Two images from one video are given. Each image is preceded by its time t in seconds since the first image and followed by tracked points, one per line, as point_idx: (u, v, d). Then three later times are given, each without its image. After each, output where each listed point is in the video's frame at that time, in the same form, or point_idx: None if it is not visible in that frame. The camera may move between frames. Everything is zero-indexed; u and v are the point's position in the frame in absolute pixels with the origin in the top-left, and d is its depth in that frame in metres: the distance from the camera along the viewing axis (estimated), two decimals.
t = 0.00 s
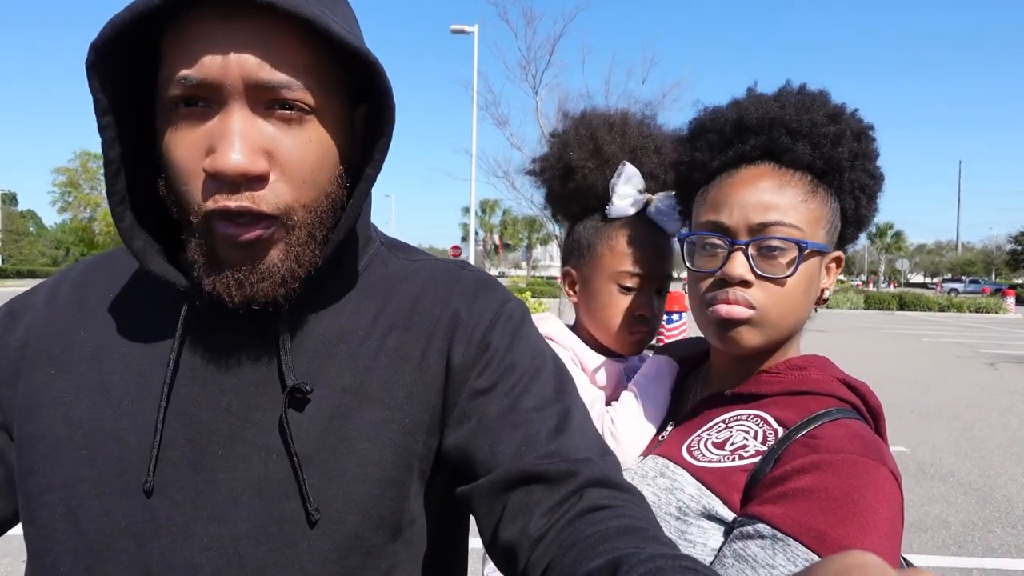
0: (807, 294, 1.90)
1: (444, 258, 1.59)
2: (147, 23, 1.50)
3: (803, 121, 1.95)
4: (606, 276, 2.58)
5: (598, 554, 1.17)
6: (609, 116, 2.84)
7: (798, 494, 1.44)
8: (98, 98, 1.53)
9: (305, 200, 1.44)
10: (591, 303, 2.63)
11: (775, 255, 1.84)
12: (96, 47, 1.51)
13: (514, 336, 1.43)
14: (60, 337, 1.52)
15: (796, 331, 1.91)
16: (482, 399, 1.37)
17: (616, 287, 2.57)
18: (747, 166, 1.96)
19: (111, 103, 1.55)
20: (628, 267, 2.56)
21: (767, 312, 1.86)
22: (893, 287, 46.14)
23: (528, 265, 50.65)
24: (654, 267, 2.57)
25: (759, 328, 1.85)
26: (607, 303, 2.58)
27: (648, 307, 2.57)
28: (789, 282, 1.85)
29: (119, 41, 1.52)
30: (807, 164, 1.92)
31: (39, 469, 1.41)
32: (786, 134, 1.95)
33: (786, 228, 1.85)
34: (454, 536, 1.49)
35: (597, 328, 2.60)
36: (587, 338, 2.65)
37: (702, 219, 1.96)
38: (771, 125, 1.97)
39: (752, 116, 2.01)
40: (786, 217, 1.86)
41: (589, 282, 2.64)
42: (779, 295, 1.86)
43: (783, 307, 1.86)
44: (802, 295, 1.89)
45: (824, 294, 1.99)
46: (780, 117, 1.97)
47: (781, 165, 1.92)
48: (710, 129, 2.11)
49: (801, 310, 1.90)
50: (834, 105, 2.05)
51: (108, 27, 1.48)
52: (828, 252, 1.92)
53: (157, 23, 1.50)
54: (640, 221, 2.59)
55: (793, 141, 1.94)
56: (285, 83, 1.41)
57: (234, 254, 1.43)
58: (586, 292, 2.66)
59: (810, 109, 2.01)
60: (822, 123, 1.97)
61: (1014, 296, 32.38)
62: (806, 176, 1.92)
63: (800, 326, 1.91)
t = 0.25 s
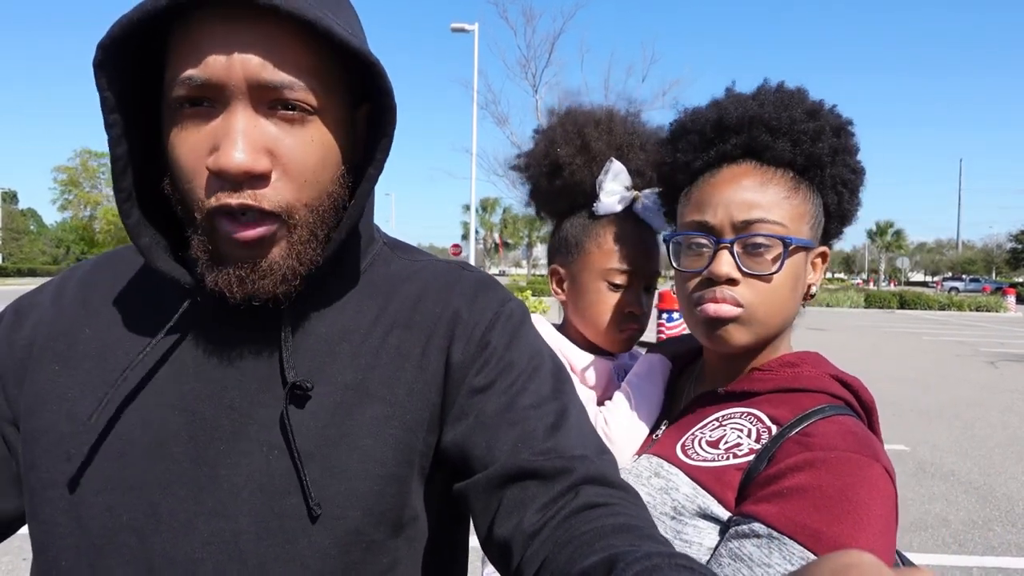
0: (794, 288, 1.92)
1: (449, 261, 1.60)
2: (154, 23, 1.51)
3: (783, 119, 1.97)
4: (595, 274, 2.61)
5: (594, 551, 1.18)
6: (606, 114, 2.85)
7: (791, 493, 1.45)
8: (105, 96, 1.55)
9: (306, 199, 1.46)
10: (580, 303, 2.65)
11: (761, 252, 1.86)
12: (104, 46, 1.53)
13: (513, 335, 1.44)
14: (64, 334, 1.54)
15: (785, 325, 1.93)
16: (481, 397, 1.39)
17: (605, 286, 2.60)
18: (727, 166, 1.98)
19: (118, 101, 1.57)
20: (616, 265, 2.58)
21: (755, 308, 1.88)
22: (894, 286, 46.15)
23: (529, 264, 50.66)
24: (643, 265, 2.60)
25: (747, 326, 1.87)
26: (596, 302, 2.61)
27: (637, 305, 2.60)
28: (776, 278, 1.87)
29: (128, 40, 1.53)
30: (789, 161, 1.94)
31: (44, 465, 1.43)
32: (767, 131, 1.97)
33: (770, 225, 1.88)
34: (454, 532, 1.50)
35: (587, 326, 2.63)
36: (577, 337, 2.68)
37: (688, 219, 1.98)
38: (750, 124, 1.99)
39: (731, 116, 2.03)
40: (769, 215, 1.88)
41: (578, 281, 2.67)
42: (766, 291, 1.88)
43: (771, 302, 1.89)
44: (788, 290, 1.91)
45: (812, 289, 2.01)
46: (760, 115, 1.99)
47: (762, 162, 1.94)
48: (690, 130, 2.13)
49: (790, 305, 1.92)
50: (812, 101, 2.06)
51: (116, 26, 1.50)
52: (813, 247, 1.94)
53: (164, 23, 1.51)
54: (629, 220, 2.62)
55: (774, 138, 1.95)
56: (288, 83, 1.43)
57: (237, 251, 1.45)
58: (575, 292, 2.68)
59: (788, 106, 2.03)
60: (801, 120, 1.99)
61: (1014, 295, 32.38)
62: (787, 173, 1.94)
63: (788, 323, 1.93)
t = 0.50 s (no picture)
0: (802, 289, 1.92)
1: (447, 262, 1.60)
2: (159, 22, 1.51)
3: (789, 118, 1.97)
4: (591, 277, 2.63)
5: (590, 550, 1.18)
6: (603, 113, 2.85)
7: (796, 500, 1.45)
8: (107, 93, 1.55)
9: (309, 198, 1.46)
10: (579, 305, 2.68)
11: (768, 253, 1.87)
12: (109, 44, 1.53)
13: (512, 335, 1.44)
14: (65, 335, 1.54)
15: (792, 327, 1.93)
16: (479, 395, 1.39)
17: (601, 287, 2.62)
18: (733, 166, 1.98)
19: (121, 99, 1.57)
20: (611, 266, 2.60)
21: (763, 309, 1.88)
22: (893, 287, 46.16)
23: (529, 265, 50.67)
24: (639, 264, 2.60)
25: (754, 328, 1.87)
26: (594, 304, 2.63)
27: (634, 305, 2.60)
28: (784, 279, 1.87)
29: (132, 37, 1.53)
30: (796, 161, 1.94)
31: (44, 465, 1.43)
32: (773, 131, 1.97)
33: (778, 225, 1.88)
34: (455, 531, 1.51)
35: (586, 328, 2.66)
36: (580, 338, 2.70)
37: (694, 220, 1.99)
38: (756, 124, 1.99)
39: (737, 116, 2.03)
40: (775, 214, 1.89)
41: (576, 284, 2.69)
42: (774, 291, 1.88)
43: (779, 303, 1.89)
44: (796, 291, 1.91)
45: (819, 291, 2.01)
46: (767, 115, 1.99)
47: (769, 162, 1.94)
48: (695, 129, 2.14)
49: (798, 307, 1.93)
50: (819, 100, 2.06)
51: (121, 26, 1.50)
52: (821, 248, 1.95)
53: (169, 21, 1.51)
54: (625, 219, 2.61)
55: (781, 138, 1.96)
56: (291, 82, 1.43)
57: (238, 245, 1.45)
58: (575, 294, 2.71)
59: (795, 106, 2.03)
60: (808, 120, 1.99)
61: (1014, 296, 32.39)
62: (794, 173, 1.94)
63: (795, 324, 1.93)
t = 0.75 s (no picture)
0: (806, 283, 1.93)
1: (449, 260, 1.63)
2: (192, 15, 1.52)
3: (796, 113, 2.00)
4: (585, 267, 2.70)
5: (593, 541, 1.20)
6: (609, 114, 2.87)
7: (826, 490, 1.48)
8: (132, 86, 1.57)
9: (325, 192, 1.48)
10: (573, 295, 2.76)
11: (769, 247, 1.88)
12: (137, 37, 1.53)
13: (515, 330, 1.47)
14: (74, 331, 1.56)
15: (796, 320, 1.95)
16: (482, 388, 1.41)
17: (595, 278, 2.69)
18: (741, 159, 2.01)
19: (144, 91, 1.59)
20: (606, 259, 2.66)
21: (763, 302, 1.90)
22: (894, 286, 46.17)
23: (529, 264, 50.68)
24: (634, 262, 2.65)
25: (752, 320, 1.91)
26: (585, 294, 2.71)
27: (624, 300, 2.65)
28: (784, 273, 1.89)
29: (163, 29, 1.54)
30: (803, 154, 1.96)
31: (53, 459, 1.45)
32: (779, 125, 2.00)
33: (779, 220, 1.90)
34: (460, 526, 1.53)
35: (576, 316, 2.73)
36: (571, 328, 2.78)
37: (699, 212, 2.03)
38: (763, 118, 2.02)
39: (744, 109, 2.06)
40: (778, 208, 1.90)
41: (574, 274, 2.77)
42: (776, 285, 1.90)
43: (780, 297, 1.91)
44: (800, 284, 1.93)
45: (824, 285, 2.03)
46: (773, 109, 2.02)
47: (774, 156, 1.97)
48: (704, 123, 2.17)
49: (801, 301, 1.94)
50: (829, 94, 2.08)
51: (151, 18, 1.50)
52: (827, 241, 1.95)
53: (198, 15, 1.53)
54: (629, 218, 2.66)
55: (787, 132, 1.98)
56: (315, 78, 1.46)
57: (255, 238, 1.47)
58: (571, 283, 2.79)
59: (804, 99, 2.05)
60: (816, 113, 2.01)
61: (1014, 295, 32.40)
62: (801, 166, 1.96)
63: (797, 319, 1.95)
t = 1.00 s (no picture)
0: (792, 285, 1.93)
1: (451, 263, 1.62)
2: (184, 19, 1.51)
3: (803, 115, 1.99)
4: (582, 269, 2.70)
5: (598, 545, 1.19)
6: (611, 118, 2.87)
7: (845, 482, 1.51)
8: (126, 89, 1.56)
9: (323, 196, 1.48)
10: (566, 297, 2.74)
11: (754, 246, 1.90)
12: (131, 41, 1.53)
13: (518, 334, 1.46)
14: (74, 333, 1.55)
15: (778, 321, 1.94)
16: (486, 392, 1.40)
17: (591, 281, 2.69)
18: (745, 157, 2.03)
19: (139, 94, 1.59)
20: (604, 262, 2.66)
21: (744, 299, 1.91)
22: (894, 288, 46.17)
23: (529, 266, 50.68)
24: (631, 268, 2.65)
25: (732, 317, 1.93)
26: (579, 296, 2.70)
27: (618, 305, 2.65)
28: (766, 272, 1.89)
29: (156, 32, 1.53)
30: (807, 157, 1.96)
31: (53, 463, 1.44)
32: (784, 126, 2.00)
33: (768, 220, 1.90)
34: (461, 531, 1.52)
35: (567, 319, 2.71)
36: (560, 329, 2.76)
37: (694, 208, 2.05)
38: (770, 118, 2.03)
39: (753, 108, 2.07)
40: (767, 210, 1.91)
41: (569, 276, 2.76)
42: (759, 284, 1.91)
43: (761, 296, 1.92)
44: (785, 285, 1.92)
45: (816, 289, 2.01)
46: (780, 110, 2.02)
47: (776, 156, 1.98)
48: (714, 119, 2.18)
49: (786, 302, 1.94)
50: (840, 97, 2.06)
51: (144, 22, 1.50)
52: (819, 245, 1.94)
53: (191, 19, 1.52)
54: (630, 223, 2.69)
55: (792, 134, 1.98)
56: (310, 81, 1.45)
57: (255, 245, 1.47)
58: (564, 286, 2.78)
59: (813, 102, 2.04)
60: (824, 116, 2.00)
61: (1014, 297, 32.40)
62: (802, 168, 1.96)
63: (784, 321, 1.95)
